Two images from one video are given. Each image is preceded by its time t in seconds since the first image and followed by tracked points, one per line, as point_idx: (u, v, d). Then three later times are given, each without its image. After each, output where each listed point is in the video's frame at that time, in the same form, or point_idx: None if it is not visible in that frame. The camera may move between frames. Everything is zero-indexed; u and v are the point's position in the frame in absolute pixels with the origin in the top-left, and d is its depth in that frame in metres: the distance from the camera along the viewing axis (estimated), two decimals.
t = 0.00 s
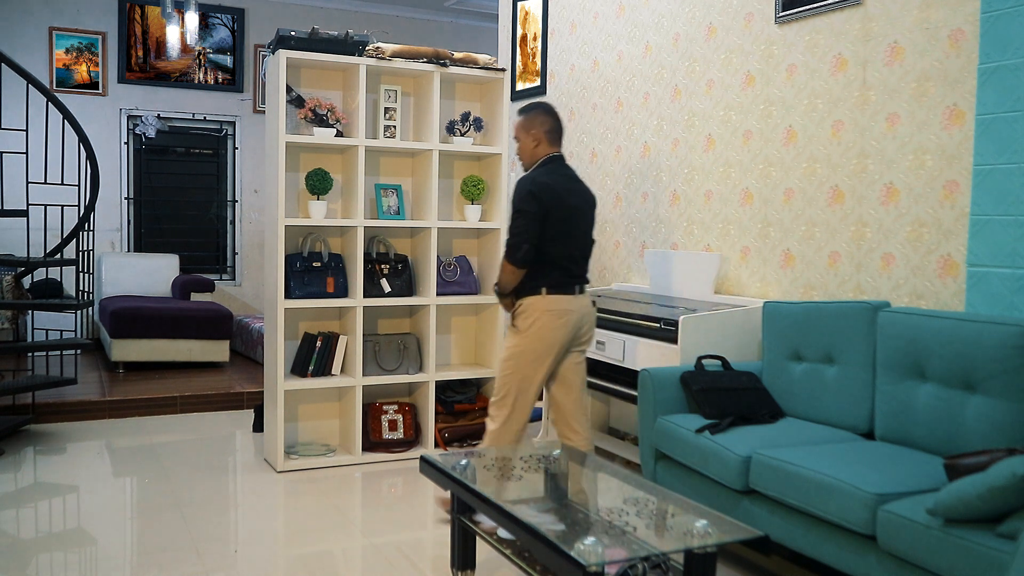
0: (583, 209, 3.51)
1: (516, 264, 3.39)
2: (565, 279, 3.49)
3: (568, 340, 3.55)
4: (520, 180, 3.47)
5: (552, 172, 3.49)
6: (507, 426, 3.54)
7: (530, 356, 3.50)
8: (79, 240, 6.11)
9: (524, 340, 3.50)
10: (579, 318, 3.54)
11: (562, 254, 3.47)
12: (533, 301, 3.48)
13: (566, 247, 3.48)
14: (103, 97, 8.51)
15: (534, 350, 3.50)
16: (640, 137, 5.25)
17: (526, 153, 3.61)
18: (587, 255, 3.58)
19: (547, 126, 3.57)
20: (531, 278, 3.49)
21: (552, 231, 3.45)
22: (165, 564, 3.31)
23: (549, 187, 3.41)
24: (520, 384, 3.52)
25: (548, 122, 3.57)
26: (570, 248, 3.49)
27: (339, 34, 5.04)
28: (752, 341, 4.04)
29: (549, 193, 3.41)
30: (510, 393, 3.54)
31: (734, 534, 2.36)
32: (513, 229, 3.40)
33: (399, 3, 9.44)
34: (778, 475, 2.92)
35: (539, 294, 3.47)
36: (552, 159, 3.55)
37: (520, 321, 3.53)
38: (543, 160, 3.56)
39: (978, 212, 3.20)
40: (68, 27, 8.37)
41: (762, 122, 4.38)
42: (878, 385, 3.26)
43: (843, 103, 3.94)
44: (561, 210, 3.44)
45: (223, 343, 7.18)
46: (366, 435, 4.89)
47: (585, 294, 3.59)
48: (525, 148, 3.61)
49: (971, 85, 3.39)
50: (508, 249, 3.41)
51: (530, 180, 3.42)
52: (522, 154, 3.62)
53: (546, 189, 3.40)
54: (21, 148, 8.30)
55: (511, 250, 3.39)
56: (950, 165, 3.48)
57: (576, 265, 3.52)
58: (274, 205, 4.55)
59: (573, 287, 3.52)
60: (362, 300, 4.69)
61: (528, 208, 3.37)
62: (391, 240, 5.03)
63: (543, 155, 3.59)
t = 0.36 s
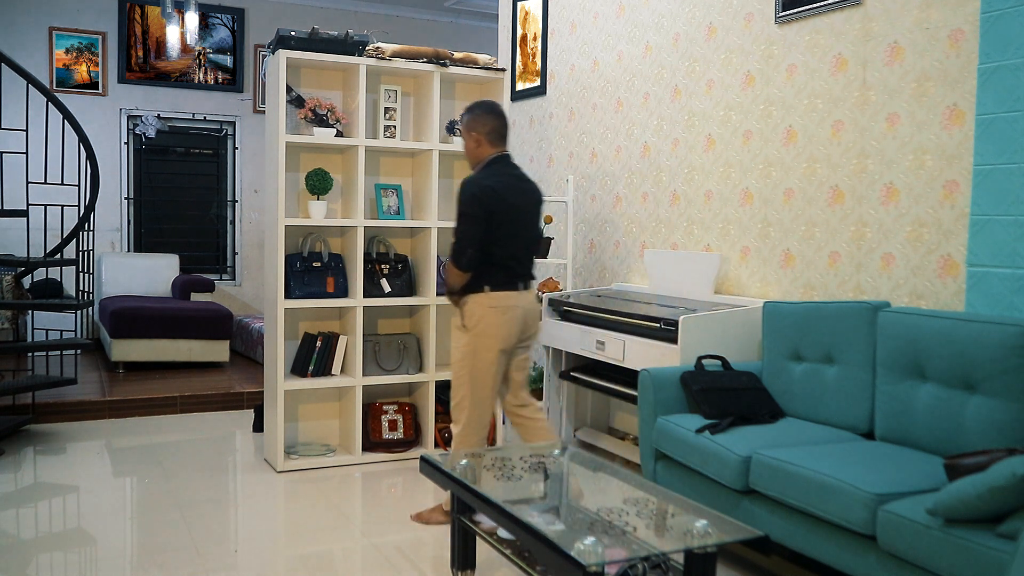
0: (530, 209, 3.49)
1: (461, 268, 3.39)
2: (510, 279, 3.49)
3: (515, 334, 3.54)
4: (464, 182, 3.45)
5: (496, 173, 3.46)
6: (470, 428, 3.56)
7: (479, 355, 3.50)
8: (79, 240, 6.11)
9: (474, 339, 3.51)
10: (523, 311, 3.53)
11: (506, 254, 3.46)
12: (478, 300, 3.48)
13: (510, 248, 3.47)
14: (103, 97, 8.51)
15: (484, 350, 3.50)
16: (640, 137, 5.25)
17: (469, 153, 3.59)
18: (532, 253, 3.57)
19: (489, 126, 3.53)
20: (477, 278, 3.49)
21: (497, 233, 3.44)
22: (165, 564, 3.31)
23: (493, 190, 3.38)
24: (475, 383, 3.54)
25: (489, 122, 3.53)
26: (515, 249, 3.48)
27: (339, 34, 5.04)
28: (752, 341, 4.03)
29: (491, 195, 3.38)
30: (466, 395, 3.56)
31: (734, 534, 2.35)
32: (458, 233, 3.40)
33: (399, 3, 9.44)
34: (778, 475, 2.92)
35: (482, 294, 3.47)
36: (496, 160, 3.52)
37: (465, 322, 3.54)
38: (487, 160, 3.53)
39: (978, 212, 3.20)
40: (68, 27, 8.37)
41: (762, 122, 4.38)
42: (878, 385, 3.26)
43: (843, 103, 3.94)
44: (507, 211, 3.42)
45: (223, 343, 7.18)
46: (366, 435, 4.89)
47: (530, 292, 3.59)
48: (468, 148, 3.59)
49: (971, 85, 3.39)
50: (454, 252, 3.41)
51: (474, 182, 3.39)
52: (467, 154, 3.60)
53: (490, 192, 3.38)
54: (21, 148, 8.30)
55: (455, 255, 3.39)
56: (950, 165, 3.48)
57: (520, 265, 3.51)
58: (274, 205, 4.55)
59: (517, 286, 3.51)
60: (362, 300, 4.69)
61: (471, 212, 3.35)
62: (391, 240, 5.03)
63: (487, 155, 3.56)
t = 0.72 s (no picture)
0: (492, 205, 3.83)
1: (445, 268, 3.68)
2: (479, 272, 3.84)
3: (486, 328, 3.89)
4: (434, 183, 3.70)
5: (460, 172, 3.76)
6: (459, 424, 3.85)
7: (457, 352, 3.84)
8: (79, 240, 6.11)
9: (450, 338, 3.84)
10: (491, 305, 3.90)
11: (478, 250, 3.79)
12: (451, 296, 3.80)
13: (481, 243, 3.79)
14: (103, 97, 8.51)
15: (460, 346, 3.84)
16: (640, 137, 5.25)
17: (425, 154, 3.82)
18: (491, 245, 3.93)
19: (443, 127, 3.78)
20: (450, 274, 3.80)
21: (472, 229, 3.74)
22: (165, 564, 3.31)
23: (466, 189, 3.69)
24: (456, 380, 3.87)
25: (443, 123, 3.78)
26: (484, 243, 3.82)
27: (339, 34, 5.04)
28: (752, 340, 4.03)
29: (466, 194, 3.68)
30: (450, 393, 3.87)
31: (734, 534, 2.35)
32: (437, 233, 3.66)
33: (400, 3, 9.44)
34: (779, 475, 2.92)
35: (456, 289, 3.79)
36: (453, 159, 3.80)
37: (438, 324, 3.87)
38: (447, 159, 3.80)
39: (978, 212, 3.20)
40: (68, 27, 8.37)
41: (761, 122, 4.38)
42: (877, 385, 3.26)
43: (842, 103, 3.94)
44: (478, 208, 3.73)
45: (223, 343, 7.18)
46: (366, 435, 4.89)
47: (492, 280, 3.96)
48: (421, 148, 3.83)
49: (971, 85, 3.39)
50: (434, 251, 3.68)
51: (447, 182, 3.67)
52: (420, 154, 3.83)
53: (466, 190, 3.68)
54: (21, 148, 8.30)
55: (439, 255, 3.67)
56: (950, 165, 3.48)
57: (485, 257, 3.86)
58: (274, 204, 4.55)
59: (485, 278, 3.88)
60: (362, 299, 4.68)
61: (449, 211, 3.64)
62: (391, 240, 5.02)
63: (443, 154, 3.82)
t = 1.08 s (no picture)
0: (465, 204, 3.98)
1: (460, 259, 3.71)
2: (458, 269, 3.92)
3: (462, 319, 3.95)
4: (437, 181, 3.73)
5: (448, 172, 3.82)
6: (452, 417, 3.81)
7: (448, 343, 3.84)
8: (79, 240, 6.10)
9: (443, 330, 3.82)
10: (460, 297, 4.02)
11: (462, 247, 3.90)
12: (447, 289, 3.81)
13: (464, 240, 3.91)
14: (103, 97, 8.51)
15: (451, 337, 3.85)
16: (640, 137, 5.25)
17: (403, 156, 3.80)
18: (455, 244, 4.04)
19: (419, 130, 3.78)
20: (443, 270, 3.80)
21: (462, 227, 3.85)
22: (166, 564, 3.31)
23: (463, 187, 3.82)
24: (446, 373, 3.83)
25: (419, 126, 3.78)
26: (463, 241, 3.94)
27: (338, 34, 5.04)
28: (752, 341, 4.04)
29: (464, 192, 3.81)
30: (441, 387, 3.82)
31: (734, 534, 2.36)
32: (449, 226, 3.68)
33: (400, 3, 9.44)
34: (779, 475, 2.92)
35: (450, 283, 3.81)
36: (432, 160, 3.81)
37: (429, 316, 3.80)
38: (428, 161, 3.81)
39: (978, 212, 3.20)
40: (68, 27, 8.37)
41: (761, 122, 4.38)
42: (878, 385, 3.26)
43: (842, 103, 3.94)
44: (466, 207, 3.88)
45: (223, 343, 7.18)
46: (366, 435, 4.90)
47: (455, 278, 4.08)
48: (399, 151, 3.79)
49: (971, 85, 3.39)
50: (445, 246, 3.69)
51: (451, 180, 3.74)
52: (397, 157, 3.80)
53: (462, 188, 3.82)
54: (21, 148, 8.30)
55: (455, 248, 3.68)
56: (950, 165, 3.48)
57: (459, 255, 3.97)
58: (274, 204, 4.55)
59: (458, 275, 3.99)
60: (362, 300, 4.68)
61: (460, 206, 3.72)
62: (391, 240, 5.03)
63: (421, 157, 3.81)
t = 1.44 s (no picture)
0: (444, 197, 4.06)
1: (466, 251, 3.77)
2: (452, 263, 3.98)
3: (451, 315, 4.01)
4: (435, 177, 3.78)
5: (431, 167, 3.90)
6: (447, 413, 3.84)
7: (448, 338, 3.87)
8: (79, 240, 6.10)
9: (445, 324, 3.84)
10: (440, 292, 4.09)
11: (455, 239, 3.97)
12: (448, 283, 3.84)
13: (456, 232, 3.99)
14: (103, 97, 8.51)
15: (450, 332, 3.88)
16: (640, 137, 5.25)
17: (396, 163, 3.77)
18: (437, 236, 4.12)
19: (401, 132, 3.78)
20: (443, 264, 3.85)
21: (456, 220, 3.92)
22: (166, 564, 3.31)
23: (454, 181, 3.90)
24: (447, 367, 3.87)
25: (400, 129, 3.77)
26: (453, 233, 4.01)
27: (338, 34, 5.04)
28: (752, 340, 4.04)
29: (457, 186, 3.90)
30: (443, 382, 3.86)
31: (734, 534, 2.35)
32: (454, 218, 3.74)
33: (400, 3, 9.44)
34: (778, 475, 2.92)
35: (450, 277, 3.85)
36: (417, 158, 3.86)
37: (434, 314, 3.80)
38: (415, 159, 3.85)
39: (978, 212, 3.20)
40: (68, 27, 8.37)
41: (762, 122, 4.38)
42: (878, 385, 3.26)
43: (842, 103, 3.94)
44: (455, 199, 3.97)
45: (223, 343, 7.18)
46: (366, 435, 4.90)
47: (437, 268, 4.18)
48: (392, 159, 3.75)
49: (971, 85, 3.39)
50: (452, 238, 3.74)
51: (447, 174, 3.81)
52: (390, 165, 3.75)
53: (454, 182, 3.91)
54: (21, 148, 8.30)
55: (461, 241, 3.74)
56: (950, 165, 3.48)
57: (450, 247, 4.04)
58: (274, 204, 4.55)
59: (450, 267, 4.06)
60: (362, 300, 4.68)
61: (460, 199, 3.80)
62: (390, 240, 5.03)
63: (407, 158, 3.82)
